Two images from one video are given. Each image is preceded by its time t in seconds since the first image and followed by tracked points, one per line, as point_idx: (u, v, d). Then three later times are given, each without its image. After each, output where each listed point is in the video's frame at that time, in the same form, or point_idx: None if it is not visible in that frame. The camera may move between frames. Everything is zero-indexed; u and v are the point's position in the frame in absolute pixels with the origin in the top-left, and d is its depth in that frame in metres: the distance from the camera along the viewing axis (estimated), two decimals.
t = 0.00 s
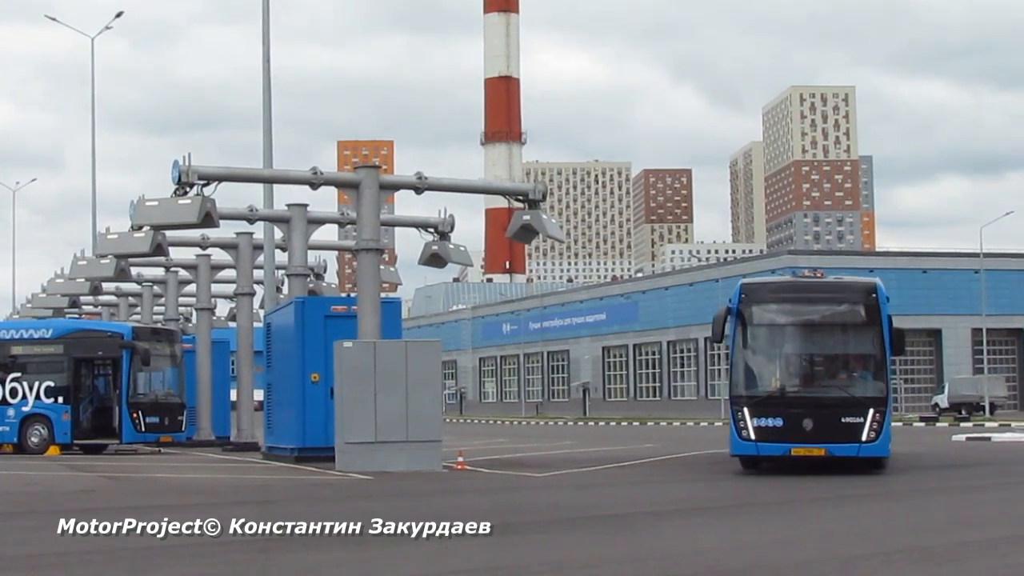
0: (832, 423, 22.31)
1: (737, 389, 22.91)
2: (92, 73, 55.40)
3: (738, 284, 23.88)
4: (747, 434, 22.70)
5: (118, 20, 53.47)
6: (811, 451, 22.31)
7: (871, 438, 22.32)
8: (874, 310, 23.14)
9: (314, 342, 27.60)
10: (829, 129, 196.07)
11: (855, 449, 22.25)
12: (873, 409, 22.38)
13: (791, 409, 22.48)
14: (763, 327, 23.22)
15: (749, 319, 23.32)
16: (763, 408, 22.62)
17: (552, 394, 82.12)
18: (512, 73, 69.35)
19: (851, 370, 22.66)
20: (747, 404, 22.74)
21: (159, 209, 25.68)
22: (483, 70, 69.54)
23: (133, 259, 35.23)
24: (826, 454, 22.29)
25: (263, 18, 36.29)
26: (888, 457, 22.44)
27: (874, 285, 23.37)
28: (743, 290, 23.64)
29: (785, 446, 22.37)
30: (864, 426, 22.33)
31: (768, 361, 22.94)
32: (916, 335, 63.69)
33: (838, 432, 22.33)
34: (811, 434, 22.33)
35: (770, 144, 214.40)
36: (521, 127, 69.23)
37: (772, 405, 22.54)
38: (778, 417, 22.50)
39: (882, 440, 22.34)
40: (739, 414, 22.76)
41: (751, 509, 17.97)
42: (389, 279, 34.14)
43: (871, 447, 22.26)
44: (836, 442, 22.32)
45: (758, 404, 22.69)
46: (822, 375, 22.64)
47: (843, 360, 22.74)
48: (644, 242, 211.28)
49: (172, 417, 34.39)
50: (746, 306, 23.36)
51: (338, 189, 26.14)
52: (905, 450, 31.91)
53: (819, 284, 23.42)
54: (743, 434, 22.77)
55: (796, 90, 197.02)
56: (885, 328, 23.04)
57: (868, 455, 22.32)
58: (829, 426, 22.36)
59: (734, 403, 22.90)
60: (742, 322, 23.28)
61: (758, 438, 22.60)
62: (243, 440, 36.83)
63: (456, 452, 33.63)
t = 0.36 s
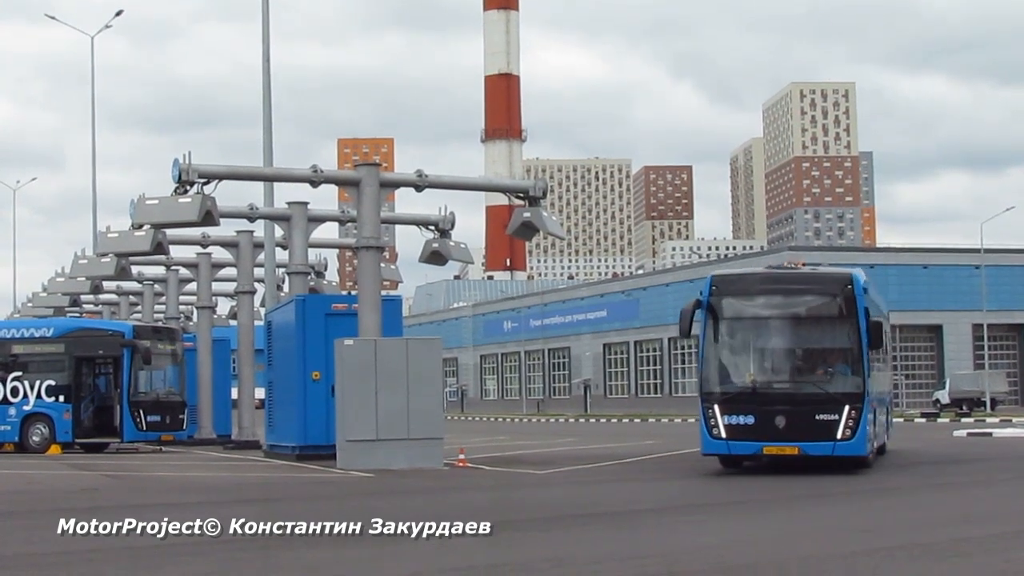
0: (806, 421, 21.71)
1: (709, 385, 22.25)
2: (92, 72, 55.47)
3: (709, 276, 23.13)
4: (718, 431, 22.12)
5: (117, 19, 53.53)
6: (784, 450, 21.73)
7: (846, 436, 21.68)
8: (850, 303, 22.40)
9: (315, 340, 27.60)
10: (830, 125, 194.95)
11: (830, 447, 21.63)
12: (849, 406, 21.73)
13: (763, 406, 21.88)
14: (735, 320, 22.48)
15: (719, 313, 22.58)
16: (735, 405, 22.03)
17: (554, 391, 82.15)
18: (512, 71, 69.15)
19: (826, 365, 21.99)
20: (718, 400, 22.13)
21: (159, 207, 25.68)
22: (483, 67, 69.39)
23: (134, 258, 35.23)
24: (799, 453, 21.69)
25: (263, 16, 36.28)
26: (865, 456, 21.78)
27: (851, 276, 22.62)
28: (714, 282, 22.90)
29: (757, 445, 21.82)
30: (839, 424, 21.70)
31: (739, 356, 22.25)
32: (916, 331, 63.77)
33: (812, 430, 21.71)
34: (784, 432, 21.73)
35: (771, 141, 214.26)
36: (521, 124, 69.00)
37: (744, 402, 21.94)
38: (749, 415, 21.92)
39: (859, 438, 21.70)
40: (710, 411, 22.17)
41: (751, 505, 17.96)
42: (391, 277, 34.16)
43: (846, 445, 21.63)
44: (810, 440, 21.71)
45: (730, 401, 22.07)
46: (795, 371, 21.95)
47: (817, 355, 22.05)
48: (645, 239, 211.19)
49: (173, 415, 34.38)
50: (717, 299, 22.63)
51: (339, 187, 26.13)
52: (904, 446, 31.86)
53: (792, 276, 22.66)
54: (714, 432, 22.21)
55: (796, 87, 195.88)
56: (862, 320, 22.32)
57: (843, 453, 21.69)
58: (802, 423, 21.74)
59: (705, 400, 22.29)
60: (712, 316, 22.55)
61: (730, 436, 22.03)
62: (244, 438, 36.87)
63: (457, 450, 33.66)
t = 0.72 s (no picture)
0: (777, 422, 20.83)
1: (678, 384, 21.37)
2: (99, 71, 55.56)
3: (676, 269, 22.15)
4: (686, 432, 21.28)
5: (122, 16, 53.67)
6: (754, 451, 20.89)
7: (818, 437, 20.84)
8: (824, 297, 21.45)
9: (319, 337, 27.63)
10: (836, 123, 195.28)
11: (802, 449, 20.79)
12: (821, 407, 20.89)
13: (732, 406, 21.00)
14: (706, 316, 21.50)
15: (688, 308, 21.58)
16: (704, 405, 21.17)
17: (559, 389, 82.13)
18: (518, 68, 69.43)
19: (800, 363, 21.09)
20: (687, 401, 21.26)
21: (164, 205, 25.68)
22: (488, 65, 69.61)
23: (140, 255, 35.24)
24: (769, 455, 20.86)
25: (268, 14, 36.30)
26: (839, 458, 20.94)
27: (825, 269, 21.64)
28: (681, 276, 21.91)
29: (726, 446, 21.00)
30: (812, 425, 20.84)
31: (708, 354, 21.30)
32: (922, 330, 63.75)
33: (784, 431, 20.85)
34: (754, 433, 20.87)
35: (776, 139, 214.13)
36: (526, 122, 68.73)
37: (713, 402, 21.07)
38: (718, 415, 21.04)
39: (832, 440, 20.85)
40: (677, 411, 21.32)
41: (755, 504, 17.94)
42: (396, 274, 34.18)
43: (819, 447, 20.79)
44: (781, 441, 20.86)
45: (699, 401, 21.21)
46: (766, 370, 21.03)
47: (789, 353, 21.12)
48: (649, 237, 211.06)
49: (178, 413, 34.24)
50: (684, 294, 21.66)
51: (343, 184, 26.14)
52: (907, 445, 31.76)
53: (766, 269, 21.67)
54: (682, 433, 21.38)
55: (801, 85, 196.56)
56: (836, 315, 21.35)
57: (815, 455, 20.87)
58: (774, 424, 20.87)
59: (673, 399, 21.43)
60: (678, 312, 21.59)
61: (698, 437, 21.21)
62: (249, 436, 36.92)
63: (462, 447, 33.65)
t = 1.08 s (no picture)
0: (753, 420, 20.18)
1: (653, 381, 20.74)
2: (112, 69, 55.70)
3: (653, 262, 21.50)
4: (661, 431, 20.69)
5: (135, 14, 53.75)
6: (730, 451, 20.29)
7: (796, 436, 20.16)
8: (803, 291, 20.72)
9: (333, 335, 27.63)
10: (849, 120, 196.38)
11: (778, 449, 20.14)
12: (799, 405, 20.21)
13: (708, 404, 20.38)
14: (681, 309, 20.84)
15: (662, 303, 20.93)
16: (679, 403, 20.57)
17: (572, 387, 82.03)
18: (530, 66, 69.10)
19: (778, 359, 20.39)
20: (661, 398, 20.69)
21: (177, 204, 25.68)
22: (501, 63, 69.37)
23: (154, 253, 35.28)
24: (746, 454, 20.25)
25: (281, 13, 36.33)
26: (819, 457, 20.26)
27: (804, 261, 20.88)
28: (658, 270, 21.25)
29: (702, 446, 20.40)
30: (790, 424, 20.17)
31: (683, 351, 20.63)
32: (936, 326, 63.54)
33: (761, 430, 20.18)
34: (729, 432, 20.24)
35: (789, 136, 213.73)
36: (538, 119, 68.52)
37: (689, 400, 20.46)
38: (693, 413, 20.44)
39: (811, 439, 20.17)
40: (652, 410, 20.72)
41: (767, 500, 17.90)
42: (409, 272, 34.18)
43: (797, 447, 20.12)
44: (758, 440, 20.22)
45: (674, 399, 20.63)
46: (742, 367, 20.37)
47: (767, 349, 20.40)
48: (663, 234, 210.77)
49: (192, 412, 34.36)
50: (659, 289, 21.00)
51: (356, 182, 26.11)
52: (921, 443, 31.65)
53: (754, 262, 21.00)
54: (658, 432, 20.79)
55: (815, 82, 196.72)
56: (814, 309, 20.65)
57: (794, 455, 20.20)
58: (750, 423, 20.22)
59: (649, 397, 20.82)
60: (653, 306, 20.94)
61: (673, 437, 20.61)
62: (263, 434, 36.98)
63: (476, 445, 33.66)
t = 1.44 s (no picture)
0: (724, 421, 19.18)
1: (624, 381, 19.80)
2: (132, 66, 55.88)
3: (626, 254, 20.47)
4: (631, 432, 19.79)
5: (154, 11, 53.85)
6: (701, 454, 19.31)
7: (769, 438, 19.12)
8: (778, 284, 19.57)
9: (352, 332, 27.58)
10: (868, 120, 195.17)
11: (751, 452, 19.14)
12: (773, 406, 19.16)
13: (679, 405, 19.41)
14: (656, 307, 19.79)
15: (633, 297, 19.91)
16: (650, 403, 19.62)
17: (589, 385, 81.92)
18: (549, 64, 68.86)
19: (751, 358, 19.30)
20: (630, 399, 19.76)
21: (196, 201, 25.69)
22: (520, 62, 69.21)
23: (173, 250, 35.33)
24: (718, 457, 19.25)
25: (301, 10, 36.34)
26: (793, 460, 19.20)
27: (779, 253, 19.70)
28: (629, 264, 20.21)
29: (671, 448, 19.45)
30: (762, 425, 19.12)
31: (654, 349, 19.63)
32: (955, 327, 63.24)
33: (733, 431, 19.18)
34: (700, 433, 19.28)
35: (808, 135, 213.15)
36: (558, 118, 68.40)
37: (659, 400, 19.52)
38: (663, 414, 19.49)
39: (786, 441, 19.12)
40: (623, 410, 19.81)
41: (785, 500, 17.81)
42: (428, 270, 34.16)
43: (770, 449, 19.06)
44: (730, 443, 19.23)
45: (644, 399, 19.68)
46: (714, 366, 19.34)
47: (738, 347, 19.32)
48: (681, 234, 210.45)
49: (210, 408, 34.21)
50: (630, 284, 20.00)
51: (376, 179, 26.03)
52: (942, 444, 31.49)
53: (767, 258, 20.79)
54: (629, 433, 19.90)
55: (834, 81, 196.19)
56: (790, 305, 19.50)
57: (768, 458, 19.17)
58: (721, 424, 19.21)
59: (619, 397, 19.90)
60: (623, 302, 19.95)
61: (643, 438, 19.68)
62: (281, 431, 37.02)
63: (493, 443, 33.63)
